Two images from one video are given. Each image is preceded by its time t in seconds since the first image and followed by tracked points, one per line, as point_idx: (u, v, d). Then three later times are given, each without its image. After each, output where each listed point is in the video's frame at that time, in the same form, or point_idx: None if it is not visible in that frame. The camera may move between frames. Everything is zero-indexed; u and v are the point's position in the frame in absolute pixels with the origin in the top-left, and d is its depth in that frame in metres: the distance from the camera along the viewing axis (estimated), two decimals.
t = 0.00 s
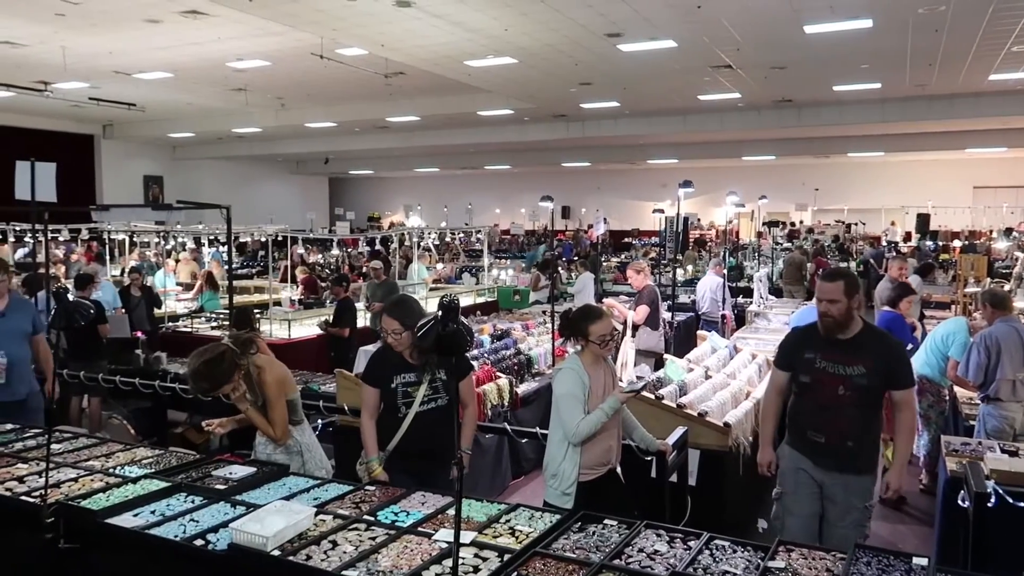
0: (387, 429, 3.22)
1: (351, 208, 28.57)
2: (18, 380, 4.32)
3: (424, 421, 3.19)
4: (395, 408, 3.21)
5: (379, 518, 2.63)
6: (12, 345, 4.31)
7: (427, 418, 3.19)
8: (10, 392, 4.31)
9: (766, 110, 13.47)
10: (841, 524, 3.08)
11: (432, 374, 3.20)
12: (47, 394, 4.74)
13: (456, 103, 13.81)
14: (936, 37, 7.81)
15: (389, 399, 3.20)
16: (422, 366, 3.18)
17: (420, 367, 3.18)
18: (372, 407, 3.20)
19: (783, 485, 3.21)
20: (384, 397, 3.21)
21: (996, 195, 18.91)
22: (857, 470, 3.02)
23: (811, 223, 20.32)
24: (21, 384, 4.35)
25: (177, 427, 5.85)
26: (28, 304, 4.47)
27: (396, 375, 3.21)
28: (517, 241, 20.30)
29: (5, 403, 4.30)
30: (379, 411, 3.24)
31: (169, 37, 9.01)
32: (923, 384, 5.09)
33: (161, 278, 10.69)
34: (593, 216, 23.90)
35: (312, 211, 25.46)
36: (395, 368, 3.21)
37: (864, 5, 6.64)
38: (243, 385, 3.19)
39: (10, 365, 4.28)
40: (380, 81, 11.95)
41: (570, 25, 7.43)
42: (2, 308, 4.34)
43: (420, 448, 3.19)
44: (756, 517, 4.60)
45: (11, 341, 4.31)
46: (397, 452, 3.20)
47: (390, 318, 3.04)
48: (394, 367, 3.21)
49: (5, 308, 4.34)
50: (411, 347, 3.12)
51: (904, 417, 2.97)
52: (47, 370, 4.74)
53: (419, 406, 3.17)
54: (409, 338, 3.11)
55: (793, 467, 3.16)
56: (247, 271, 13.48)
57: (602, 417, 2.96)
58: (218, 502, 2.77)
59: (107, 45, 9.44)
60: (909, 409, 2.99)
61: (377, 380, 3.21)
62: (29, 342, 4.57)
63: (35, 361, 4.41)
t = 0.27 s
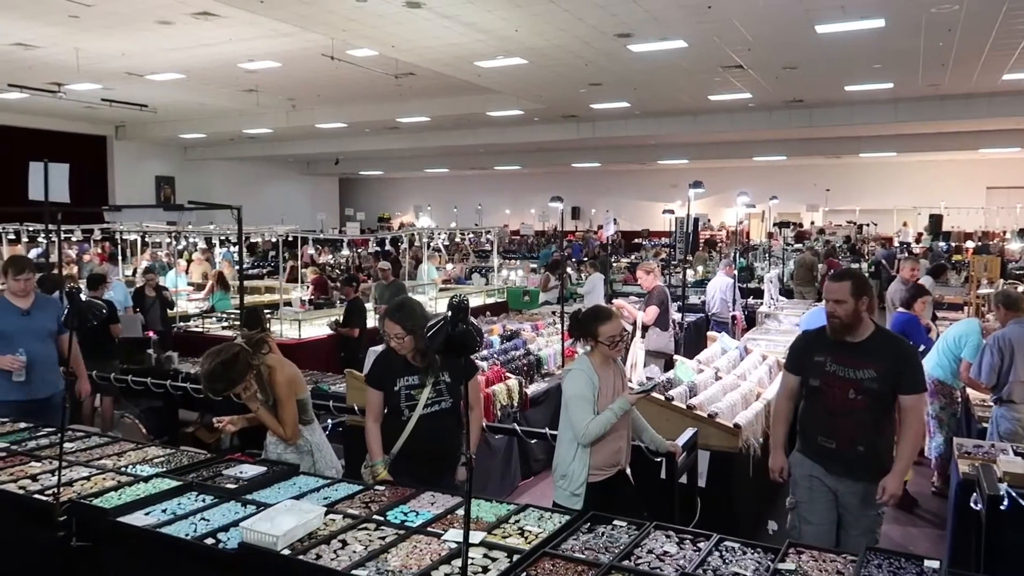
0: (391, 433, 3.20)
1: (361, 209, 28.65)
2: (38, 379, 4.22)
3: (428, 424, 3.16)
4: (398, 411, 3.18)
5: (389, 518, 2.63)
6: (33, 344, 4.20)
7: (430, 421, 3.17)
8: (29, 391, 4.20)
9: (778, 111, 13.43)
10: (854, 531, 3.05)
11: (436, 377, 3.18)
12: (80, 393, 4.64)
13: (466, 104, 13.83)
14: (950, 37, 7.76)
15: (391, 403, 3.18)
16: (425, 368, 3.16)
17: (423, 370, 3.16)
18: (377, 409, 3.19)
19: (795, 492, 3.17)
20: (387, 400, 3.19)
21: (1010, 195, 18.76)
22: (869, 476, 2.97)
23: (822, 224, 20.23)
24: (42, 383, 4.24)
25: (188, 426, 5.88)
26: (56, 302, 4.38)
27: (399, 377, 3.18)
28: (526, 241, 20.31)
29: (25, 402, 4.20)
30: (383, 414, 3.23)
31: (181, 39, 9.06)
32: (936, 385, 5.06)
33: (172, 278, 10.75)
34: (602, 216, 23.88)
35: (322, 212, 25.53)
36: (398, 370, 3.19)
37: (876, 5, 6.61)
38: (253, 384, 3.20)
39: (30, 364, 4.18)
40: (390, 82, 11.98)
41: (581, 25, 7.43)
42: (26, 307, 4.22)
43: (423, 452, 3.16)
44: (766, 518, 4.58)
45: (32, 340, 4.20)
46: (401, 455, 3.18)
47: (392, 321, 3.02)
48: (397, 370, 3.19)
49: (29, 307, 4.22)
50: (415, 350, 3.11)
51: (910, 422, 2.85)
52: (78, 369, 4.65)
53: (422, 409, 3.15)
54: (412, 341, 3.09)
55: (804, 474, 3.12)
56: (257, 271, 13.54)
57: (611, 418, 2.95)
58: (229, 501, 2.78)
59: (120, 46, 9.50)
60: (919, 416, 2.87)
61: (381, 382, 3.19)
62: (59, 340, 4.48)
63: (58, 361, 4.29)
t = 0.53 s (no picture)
0: (396, 436, 3.19)
1: (371, 209, 28.71)
2: (59, 377, 4.24)
3: (432, 427, 3.15)
4: (402, 415, 3.16)
5: (398, 518, 2.64)
6: (55, 342, 4.21)
7: (435, 424, 3.16)
8: (51, 390, 4.23)
9: (788, 111, 13.38)
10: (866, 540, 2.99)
11: (441, 379, 3.17)
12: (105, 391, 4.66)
13: (476, 105, 13.84)
14: (962, 36, 7.71)
15: (396, 406, 3.17)
16: (428, 370, 3.15)
17: (427, 372, 3.15)
18: (382, 412, 3.19)
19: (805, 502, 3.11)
20: (392, 404, 3.18)
21: None
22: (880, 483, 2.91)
23: (833, 225, 20.12)
24: (63, 382, 4.26)
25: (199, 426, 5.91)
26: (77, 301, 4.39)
27: (402, 380, 3.17)
28: (536, 242, 20.30)
29: (47, 400, 4.23)
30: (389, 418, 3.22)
31: (192, 40, 9.12)
32: (948, 387, 5.03)
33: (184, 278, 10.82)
34: (612, 217, 23.84)
35: (332, 213, 25.61)
36: (402, 373, 3.17)
37: (888, 5, 6.58)
38: (264, 384, 3.21)
39: (52, 362, 4.20)
40: (400, 83, 12.01)
41: (590, 26, 7.42)
42: (48, 306, 4.24)
43: (428, 456, 3.15)
44: (776, 520, 4.56)
45: (54, 339, 4.22)
46: (406, 458, 3.16)
47: (393, 324, 3.02)
48: (400, 373, 3.18)
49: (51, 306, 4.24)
50: (419, 353, 3.10)
51: (916, 426, 2.78)
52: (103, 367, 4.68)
53: (427, 412, 3.14)
54: (415, 344, 3.09)
55: (813, 483, 3.05)
56: (267, 271, 13.60)
57: (620, 418, 2.95)
58: (240, 501, 2.80)
59: (132, 48, 9.56)
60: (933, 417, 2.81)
61: (385, 386, 3.18)
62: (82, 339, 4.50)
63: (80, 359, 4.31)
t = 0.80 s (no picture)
0: (401, 439, 3.20)
1: (380, 209, 28.77)
2: (74, 378, 4.24)
3: (436, 429, 3.15)
4: (406, 417, 3.17)
5: (406, 517, 2.64)
6: (71, 343, 4.22)
7: (439, 426, 3.16)
8: (66, 390, 4.24)
9: (798, 111, 13.34)
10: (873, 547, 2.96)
11: (444, 381, 3.17)
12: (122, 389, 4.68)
13: (484, 105, 13.84)
14: (973, 36, 7.66)
15: (399, 408, 3.17)
16: (431, 373, 3.15)
17: (430, 374, 3.14)
18: (388, 414, 3.21)
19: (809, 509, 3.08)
20: (396, 406, 3.18)
21: None
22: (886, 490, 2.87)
23: (842, 225, 20.04)
24: (78, 382, 4.27)
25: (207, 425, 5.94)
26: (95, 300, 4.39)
27: (404, 383, 3.17)
28: (544, 242, 20.28)
29: (62, 400, 4.24)
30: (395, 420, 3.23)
31: (202, 41, 9.15)
32: (958, 388, 5.00)
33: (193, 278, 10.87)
34: (620, 217, 23.81)
35: (341, 213, 25.66)
36: (405, 376, 3.18)
37: (899, 4, 6.54)
38: (273, 384, 3.23)
39: (68, 362, 4.21)
40: (408, 83, 12.02)
41: (599, 26, 7.41)
42: (65, 306, 4.24)
43: (433, 458, 3.15)
44: (784, 521, 4.54)
45: (70, 339, 4.21)
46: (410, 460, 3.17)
47: (397, 327, 3.03)
48: (403, 375, 3.18)
49: (69, 307, 4.23)
50: (421, 355, 3.10)
51: (918, 430, 2.73)
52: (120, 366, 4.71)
53: (431, 414, 3.14)
54: (418, 346, 3.09)
55: (818, 492, 3.02)
56: (276, 271, 13.64)
57: (627, 418, 2.95)
58: (248, 500, 2.80)
59: (142, 49, 9.61)
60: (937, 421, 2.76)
61: (390, 387, 3.19)
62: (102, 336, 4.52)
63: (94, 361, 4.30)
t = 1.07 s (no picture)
0: (407, 438, 3.21)
1: (387, 210, 28.83)
2: (86, 379, 4.25)
3: (441, 430, 3.15)
4: (411, 417, 3.17)
5: (413, 517, 2.64)
6: (84, 344, 4.22)
7: (444, 427, 3.15)
8: (79, 391, 4.25)
9: (806, 111, 13.31)
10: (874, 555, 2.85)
11: (449, 383, 3.15)
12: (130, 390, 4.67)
13: (491, 105, 13.85)
14: (983, 36, 7.63)
15: (404, 408, 3.18)
16: (436, 374, 3.13)
17: (435, 375, 3.13)
18: (395, 415, 3.21)
19: (811, 514, 3.00)
20: (402, 406, 3.19)
21: None
22: (885, 495, 2.76)
23: (850, 226, 19.97)
24: (90, 383, 4.27)
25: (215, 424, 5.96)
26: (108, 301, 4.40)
27: (410, 383, 3.17)
28: (551, 242, 20.26)
29: (74, 401, 4.24)
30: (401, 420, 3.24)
31: (210, 41, 9.18)
32: (967, 389, 4.98)
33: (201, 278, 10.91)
34: (628, 217, 23.79)
35: (348, 213, 25.72)
36: (411, 376, 3.18)
37: (907, 4, 6.52)
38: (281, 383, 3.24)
39: (81, 364, 4.23)
40: (416, 83, 12.04)
41: (606, 26, 7.40)
42: (78, 307, 4.24)
43: (438, 458, 3.15)
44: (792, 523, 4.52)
45: (83, 340, 4.22)
46: (415, 460, 3.19)
47: (403, 327, 3.05)
48: (409, 376, 3.18)
49: (83, 307, 4.24)
50: (427, 356, 3.11)
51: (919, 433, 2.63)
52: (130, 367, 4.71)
53: (436, 415, 3.14)
54: (424, 347, 3.10)
55: (818, 496, 2.94)
56: (284, 271, 13.69)
57: (636, 419, 2.95)
58: (256, 498, 2.81)
59: (151, 50, 9.66)
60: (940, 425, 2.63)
61: (396, 387, 3.19)
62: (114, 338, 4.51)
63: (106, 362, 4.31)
